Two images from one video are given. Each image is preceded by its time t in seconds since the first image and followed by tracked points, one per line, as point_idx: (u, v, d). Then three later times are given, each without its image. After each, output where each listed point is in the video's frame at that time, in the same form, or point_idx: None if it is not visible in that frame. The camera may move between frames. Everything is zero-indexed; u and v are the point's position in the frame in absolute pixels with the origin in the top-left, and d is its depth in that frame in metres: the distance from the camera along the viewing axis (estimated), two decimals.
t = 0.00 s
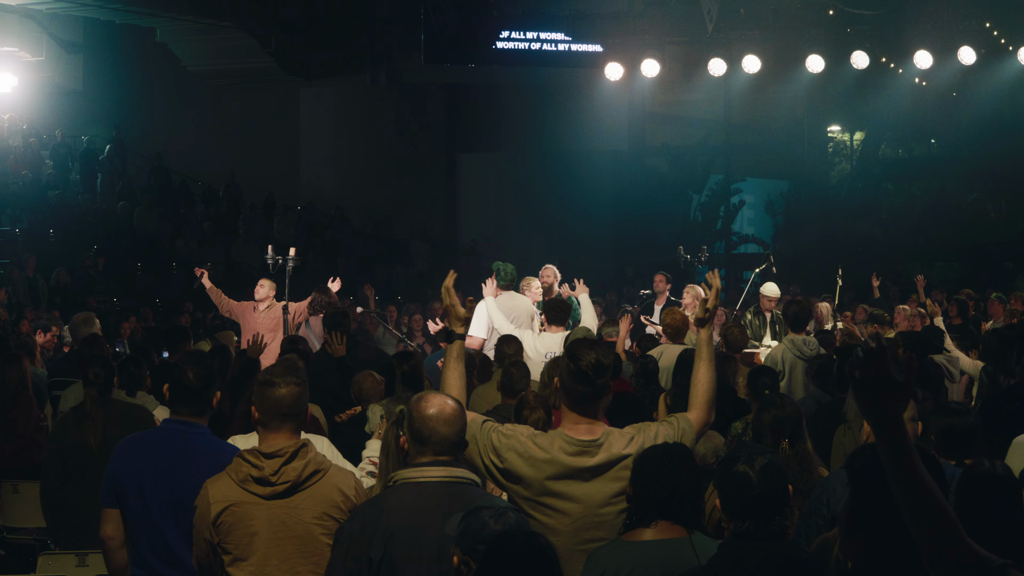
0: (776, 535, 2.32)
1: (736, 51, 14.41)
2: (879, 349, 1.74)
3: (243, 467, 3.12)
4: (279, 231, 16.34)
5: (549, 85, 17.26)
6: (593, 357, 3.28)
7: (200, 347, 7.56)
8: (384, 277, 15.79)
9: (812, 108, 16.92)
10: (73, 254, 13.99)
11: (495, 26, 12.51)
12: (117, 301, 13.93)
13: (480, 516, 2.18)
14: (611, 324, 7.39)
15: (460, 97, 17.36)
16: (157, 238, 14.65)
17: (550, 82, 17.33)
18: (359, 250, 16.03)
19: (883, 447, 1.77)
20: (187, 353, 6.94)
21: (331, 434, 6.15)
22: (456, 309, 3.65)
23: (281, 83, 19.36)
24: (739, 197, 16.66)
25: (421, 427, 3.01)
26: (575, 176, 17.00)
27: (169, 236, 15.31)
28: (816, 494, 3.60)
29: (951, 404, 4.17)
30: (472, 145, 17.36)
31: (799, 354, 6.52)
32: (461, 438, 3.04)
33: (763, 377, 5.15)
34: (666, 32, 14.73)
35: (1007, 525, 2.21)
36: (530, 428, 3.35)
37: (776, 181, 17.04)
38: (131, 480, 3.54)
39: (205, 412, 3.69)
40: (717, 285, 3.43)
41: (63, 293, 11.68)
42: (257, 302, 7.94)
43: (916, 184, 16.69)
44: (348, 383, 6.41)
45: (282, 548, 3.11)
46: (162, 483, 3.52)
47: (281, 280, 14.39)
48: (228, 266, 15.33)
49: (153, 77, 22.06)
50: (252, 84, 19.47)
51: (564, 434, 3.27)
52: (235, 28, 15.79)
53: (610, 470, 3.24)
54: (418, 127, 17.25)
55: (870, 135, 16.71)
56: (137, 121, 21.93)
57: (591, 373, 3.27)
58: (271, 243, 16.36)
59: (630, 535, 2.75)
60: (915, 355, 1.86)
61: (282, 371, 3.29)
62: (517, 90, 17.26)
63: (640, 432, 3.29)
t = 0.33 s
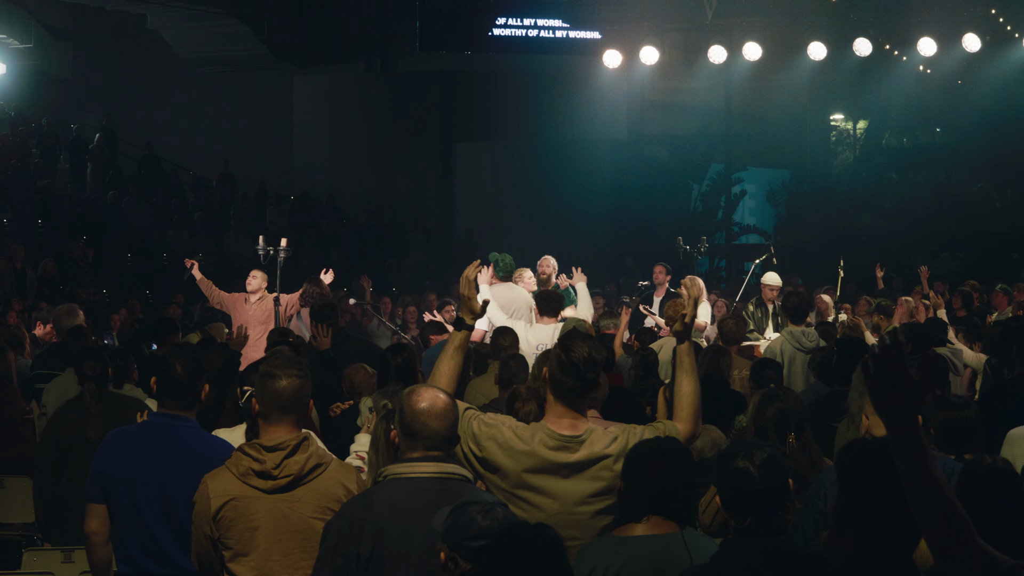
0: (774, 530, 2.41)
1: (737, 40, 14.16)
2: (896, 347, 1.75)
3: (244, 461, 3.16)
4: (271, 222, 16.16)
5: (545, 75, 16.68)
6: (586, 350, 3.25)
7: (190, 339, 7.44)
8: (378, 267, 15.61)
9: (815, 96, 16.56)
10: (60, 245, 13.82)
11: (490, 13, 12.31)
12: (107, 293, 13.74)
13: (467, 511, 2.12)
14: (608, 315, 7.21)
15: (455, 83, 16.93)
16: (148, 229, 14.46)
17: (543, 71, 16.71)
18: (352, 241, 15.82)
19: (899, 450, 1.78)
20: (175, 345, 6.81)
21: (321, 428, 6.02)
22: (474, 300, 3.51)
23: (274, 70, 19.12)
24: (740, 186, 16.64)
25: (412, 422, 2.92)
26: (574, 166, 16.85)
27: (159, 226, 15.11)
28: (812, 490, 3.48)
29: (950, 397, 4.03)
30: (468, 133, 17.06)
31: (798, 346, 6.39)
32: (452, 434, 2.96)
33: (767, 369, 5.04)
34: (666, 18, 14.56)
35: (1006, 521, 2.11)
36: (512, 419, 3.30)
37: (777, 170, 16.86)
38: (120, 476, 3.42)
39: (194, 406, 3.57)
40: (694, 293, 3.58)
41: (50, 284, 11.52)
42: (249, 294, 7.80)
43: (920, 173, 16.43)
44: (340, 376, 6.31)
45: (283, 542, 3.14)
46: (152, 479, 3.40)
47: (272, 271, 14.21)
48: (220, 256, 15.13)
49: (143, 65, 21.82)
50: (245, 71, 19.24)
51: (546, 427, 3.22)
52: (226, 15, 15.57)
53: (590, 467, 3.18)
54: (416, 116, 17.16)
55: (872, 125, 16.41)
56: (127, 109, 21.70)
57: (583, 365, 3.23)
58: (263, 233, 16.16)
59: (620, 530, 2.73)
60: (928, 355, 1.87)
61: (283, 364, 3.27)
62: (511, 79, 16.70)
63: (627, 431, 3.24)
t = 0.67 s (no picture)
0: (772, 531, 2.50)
1: (732, 33, 13.94)
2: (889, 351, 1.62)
3: (240, 461, 3.09)
4: (259, 218, 15.98)
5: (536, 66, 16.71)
6: (577, 349, 3.17)
7: (174, 337, 7.32)
8: (368, 265, 15.44)
9: (811, 92, 16.06)
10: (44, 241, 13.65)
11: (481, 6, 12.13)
12: (91, 291, 13.57)
13: (452, 511, 2.21)
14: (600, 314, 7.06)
15: (444, 84, 16.93)
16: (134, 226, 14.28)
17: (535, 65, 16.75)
18: (343, 238, 15.66)
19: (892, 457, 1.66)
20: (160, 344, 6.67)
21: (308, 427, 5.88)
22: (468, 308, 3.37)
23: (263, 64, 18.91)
24: (736, 182, 16.15)
25: (395, 423, 2.87)
26: (566, 161, 16.80)
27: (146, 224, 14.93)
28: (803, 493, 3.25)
29: (943, 399, 3.92)
30: (460, 128, 16.99)
31: (793, 345, 6.24)
32: (438, 434, 2.90)
33: (761, 368, 4.90)
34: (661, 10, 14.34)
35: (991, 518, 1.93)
36: (498, 420, 3.24)
37: (775, 165, 16.35)
38: (118, 477, 3.39)
39: (190, 404, 3.55)
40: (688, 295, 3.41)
41: (31, 282, 11.35)
42: (235, 291, 7.68)
43: (921, 168, 16.24)
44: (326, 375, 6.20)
45: (281, 544, 3.08)
46: (152, 480, 3.37)
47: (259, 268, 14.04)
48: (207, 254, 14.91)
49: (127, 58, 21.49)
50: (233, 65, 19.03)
51: (531, 428, 3.14)
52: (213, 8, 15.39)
53: (578, 471, 3.10)
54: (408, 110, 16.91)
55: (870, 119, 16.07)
56: (110, 103, 21.38)
57: (572, 364, 3.15)
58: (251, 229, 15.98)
59: (608, 531, 2.62)
60: (923, 353, 1.77)
61: (281, 362, 3.24)
62: (504, 73, 16.79)
63: (613, 435, 3.15)
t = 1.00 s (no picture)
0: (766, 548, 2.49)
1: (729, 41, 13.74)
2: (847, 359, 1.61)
3: (233, 478, 3.13)
4: (249, 229, 15.79)
5: (531, 75, 16.39)
6: (569, 360, 3.14)
7: (159, 351, 7.19)
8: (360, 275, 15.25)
9: (807, 101, 15.85)
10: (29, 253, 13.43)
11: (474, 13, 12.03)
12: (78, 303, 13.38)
13: (450, 529, 2.28)
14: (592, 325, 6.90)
15: (440, 91, 16.84)
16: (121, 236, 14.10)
17: (527, 72, 16.41)
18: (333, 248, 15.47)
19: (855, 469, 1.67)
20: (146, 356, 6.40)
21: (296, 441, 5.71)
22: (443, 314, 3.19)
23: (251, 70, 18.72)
24: (733, 192, 15.85)
25: (380, 437, 2.95)
26: (559, 168, 16.47)
27: (132, 234, 14.75)
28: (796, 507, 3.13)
29: (939, 413, 4.02)
30: (452, 138, 16.97)
31: (789, 358, 6.07)
32: (421, 449, 3.00)
33: (754, 383, 4.69)
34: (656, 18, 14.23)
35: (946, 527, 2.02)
36: (495, 436, 3.21)
37: (775, 174, 16.02)
38: (122, 494, 3.38)
39: (195, 417, 3.56)
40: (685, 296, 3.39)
41: (13, 294, 11.16)
42: (222, 304, 7.52)
43: (921, 177, 15.94)
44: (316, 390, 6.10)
45: (277, 560, 3.13)
46: (158, 497, 3.38)
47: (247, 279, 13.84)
48: (193, 264, 14.71)
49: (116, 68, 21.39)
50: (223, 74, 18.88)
51: (531, 445, 3.13)
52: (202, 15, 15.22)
53: (581, 485, 3.10)
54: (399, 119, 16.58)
55: (870, 128, 15.88)
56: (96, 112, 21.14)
57: (568, 376, 3.12)
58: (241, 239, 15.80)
59: (594, 550, 2.55)
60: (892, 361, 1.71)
61: (271, 377, 3.36)
62: (497, 81, 16.47)
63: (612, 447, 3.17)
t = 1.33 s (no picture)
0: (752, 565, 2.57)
1: (725, 48, 13.56)
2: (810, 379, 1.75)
3: (225, 495, 3.04)
4: (240, 239, 15.61)
5: (526, 83, 15.98)
6: (563, 374, 3.06)
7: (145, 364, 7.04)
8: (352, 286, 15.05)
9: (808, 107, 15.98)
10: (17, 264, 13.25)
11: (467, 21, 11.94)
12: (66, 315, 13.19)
13: (441, 544, 2.17)
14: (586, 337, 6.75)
15: (433, 99, 16.25)
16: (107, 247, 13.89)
17: (525, 81, 16.01)
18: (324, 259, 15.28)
19: (812, 499, 1.75)
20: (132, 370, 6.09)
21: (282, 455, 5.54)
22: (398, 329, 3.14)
23: (242, 78, 18.56)
24: (732, 203, 15.73)
25: (364, 452, 2.85)
26: (556, 179, 16.08)
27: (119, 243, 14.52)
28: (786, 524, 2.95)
29: (937, 427, 3.90)
30: (447, 147, 16.27)
31: (787, 371, 5.92)
32: (407, 464, 2.89)
33: (743, 395, 4.53)
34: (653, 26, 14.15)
35: (900, 565, 2.05)
36: (500, 454, 3.04)
37: (773, 184, 16.12)
38: (126, 512, 3.29)
39: (198, 432, 3.50)
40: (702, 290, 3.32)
41: None
42: (211, 315, 7.36)
43: (921, 188, 15.81)
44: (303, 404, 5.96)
45: None
46: (164, 513, 3.30)
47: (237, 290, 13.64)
48: (181, 276, 14.48)
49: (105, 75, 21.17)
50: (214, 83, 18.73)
51: (537, 461, 2.99)
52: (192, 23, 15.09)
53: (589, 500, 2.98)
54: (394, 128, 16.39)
55: (871, 137, 15.91)
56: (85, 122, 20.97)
57: (563, 391, 3.05)
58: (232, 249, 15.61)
59: (584, 568, 2.55)
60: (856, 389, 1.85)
61: (259, 392, 3.27)
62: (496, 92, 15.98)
63: (618, 457, 3.07)
